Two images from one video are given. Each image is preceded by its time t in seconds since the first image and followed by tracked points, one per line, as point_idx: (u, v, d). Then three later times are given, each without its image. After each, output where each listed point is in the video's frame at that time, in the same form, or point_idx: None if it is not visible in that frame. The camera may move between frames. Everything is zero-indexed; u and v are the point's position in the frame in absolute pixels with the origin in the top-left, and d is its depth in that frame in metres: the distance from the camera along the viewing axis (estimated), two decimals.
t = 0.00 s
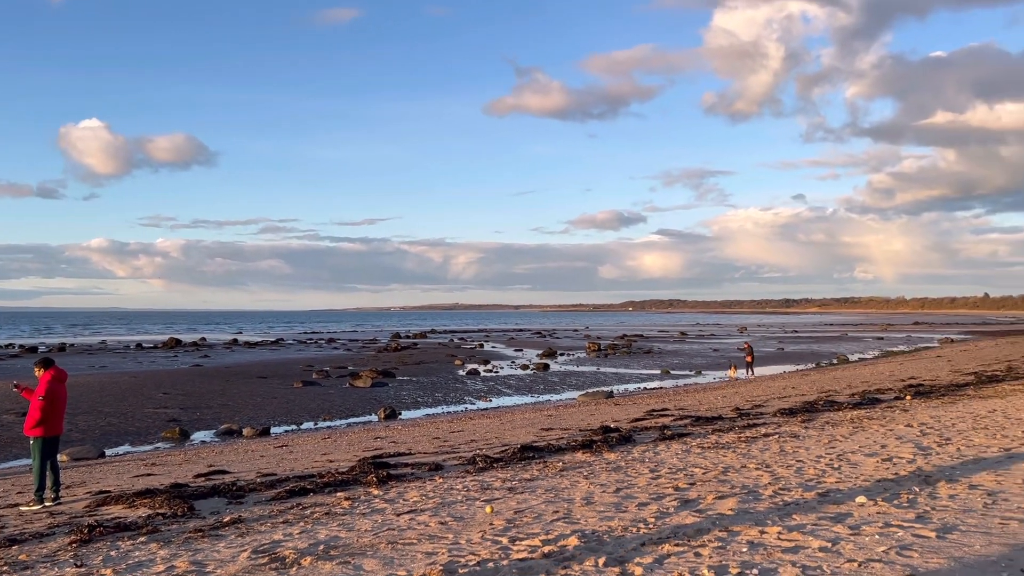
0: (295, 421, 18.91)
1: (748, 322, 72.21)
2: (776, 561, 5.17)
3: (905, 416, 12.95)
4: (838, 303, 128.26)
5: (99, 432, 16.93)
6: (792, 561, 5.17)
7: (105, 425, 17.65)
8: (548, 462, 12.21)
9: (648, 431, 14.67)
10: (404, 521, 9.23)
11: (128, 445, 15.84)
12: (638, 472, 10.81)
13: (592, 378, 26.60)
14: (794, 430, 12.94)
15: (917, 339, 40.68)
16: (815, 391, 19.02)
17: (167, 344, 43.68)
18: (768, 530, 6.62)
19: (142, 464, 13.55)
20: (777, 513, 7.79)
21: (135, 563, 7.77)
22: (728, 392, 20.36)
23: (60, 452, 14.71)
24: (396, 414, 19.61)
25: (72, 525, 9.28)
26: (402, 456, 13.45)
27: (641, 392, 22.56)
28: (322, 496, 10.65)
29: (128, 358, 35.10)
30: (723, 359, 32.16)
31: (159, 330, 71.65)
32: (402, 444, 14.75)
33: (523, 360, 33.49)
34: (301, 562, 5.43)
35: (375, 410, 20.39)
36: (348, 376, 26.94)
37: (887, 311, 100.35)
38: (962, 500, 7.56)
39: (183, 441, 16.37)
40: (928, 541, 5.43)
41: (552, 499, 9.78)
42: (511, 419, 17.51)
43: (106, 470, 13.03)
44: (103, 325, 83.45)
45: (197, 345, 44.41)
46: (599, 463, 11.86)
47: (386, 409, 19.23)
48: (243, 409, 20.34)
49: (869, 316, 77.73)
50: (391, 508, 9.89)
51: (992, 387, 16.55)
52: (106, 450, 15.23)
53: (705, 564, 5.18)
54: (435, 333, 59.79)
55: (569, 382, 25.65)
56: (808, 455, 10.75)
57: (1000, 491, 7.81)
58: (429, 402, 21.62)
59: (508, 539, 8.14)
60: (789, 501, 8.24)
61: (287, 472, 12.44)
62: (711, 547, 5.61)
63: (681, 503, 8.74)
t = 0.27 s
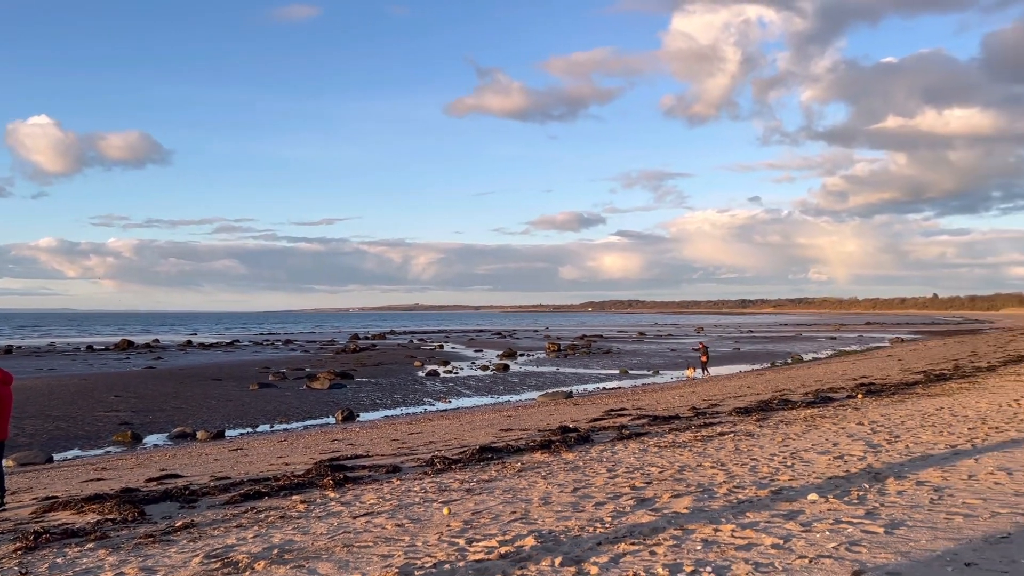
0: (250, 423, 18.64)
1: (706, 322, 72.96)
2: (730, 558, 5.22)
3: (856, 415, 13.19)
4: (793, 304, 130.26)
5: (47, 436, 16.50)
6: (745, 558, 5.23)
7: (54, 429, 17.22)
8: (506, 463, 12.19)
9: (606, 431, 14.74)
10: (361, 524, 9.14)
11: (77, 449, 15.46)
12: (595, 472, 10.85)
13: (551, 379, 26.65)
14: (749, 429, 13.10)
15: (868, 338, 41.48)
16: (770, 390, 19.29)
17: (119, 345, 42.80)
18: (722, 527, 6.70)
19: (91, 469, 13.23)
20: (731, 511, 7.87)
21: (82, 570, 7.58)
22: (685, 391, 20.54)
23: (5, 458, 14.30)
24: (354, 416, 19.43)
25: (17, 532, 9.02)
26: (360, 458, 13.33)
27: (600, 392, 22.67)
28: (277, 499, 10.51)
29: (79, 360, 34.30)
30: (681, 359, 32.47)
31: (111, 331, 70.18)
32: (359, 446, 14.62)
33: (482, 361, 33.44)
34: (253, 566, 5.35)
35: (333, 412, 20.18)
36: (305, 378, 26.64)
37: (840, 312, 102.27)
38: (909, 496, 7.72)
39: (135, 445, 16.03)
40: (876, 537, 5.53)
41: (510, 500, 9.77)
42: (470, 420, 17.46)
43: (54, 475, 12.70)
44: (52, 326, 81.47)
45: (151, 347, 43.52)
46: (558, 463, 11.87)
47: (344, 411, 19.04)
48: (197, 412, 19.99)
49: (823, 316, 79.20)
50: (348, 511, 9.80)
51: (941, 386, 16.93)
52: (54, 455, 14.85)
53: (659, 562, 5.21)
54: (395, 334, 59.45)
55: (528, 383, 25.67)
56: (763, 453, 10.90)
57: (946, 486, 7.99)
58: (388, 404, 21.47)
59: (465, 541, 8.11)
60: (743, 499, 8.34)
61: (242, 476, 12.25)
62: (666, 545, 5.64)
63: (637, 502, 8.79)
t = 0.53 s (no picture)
0: (204, 427, 18.32)
1: (664, 322, 73.56)
2: (682, 557, 5.26)
3: (808, 413, 13.42)
4: (748, 304, 132.12)
5: None
6: (698, 556, 5.27)
7: None
8: (463, 464, 12.15)
9: (563, 431, 14.78)
10: (315, 527, 9.03)
11: (22, 455, 15.04)
12: (552, 472, 10.87)
13: (510, 379, 26.65)
14: (704, 428, 13.24)
15: (821, 338, 42.31)
16: (725, 389, 19.54)
17: (68, 347, 41.80)
18: (676, 526, 6.75)
19: (37, 474, 12.87)
20: (685, 510, 7.93)
21: None
22: (642, 391, 20.70)
23: None
24: (311, 418, 19.21)
25: None
26: (315, 461, 13.17)
27: (559, 392, 22.75)
28: (229, 504, 10.34)
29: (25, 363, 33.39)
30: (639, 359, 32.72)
31: (60, 332, 68.53)
32: (315, 449, 14.45)
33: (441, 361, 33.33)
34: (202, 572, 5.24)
35: (288, 414, 19.93)
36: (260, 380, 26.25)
37: (795, 312, 103.96)
38: (858, 493, 7.86)
39: (83, 449, 15.65)
40: (825, 534, 5.62)
41: (466, 501, 9.74)
42: (428, 422, 17.37)
43: None
44: None
45: (101, 349, 42.54)
46: (515, 464, 11.87)
47: (300, 414, 18.81)
48: (148, 415, 19.59)
49: (777, 316, 80.46)
50: (302, 515, 9.68)
51: (890, 384, 17.31)
52: None
53: (613, 562, 5.23)
54: (353, 335, 58.98)
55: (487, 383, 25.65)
56: (717, 452, 11.02)
57: (893, 483, 8.16)
58: (345, 406, 21.27)
59: (420, 543, 8.06)
60: (697, 497, 8.43)
61: (194, 480, 12.03)
62: (620, 545, 5.67)
63: (593, 502, 8.83)
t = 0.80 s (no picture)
0: (155, 429, 17.96)
1: (621, 322, 74.06)
2: (635, 555, 5.30)
3: (761, 411, 13.63)
4: (705, 304, 133.27)
5: None
6: (651, 554, 5.31)
7: None
8: (420, 465, 12.10)
9: (521, 431, 14.81)
10: (267, 530, 8.91)
11: None
12: (509, 472, 10.87)
13: (468, 380, 26.58)
14: (659, 426, 13.37)
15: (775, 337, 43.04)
16: (681, 388, 19.75)
17: (14, 348, 40.69)
18: (630, 524, 6.79)
19: None
20: (640, 508, 7.99)
21: None
22: (599, 391, 20.81)
23: None
24: (265, 420, 18.96)
25: None
26: (269, 464, 12.99)
27: (517, 392, 22.79)
28: (180, 507, 10.15)
29: None
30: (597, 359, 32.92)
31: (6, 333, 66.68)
32: (269, 451, 14.26)
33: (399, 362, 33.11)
34: None
35: (243, 416, 19.64)
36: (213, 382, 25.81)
37: (750, 312, 105.41)
38: (808, 490, 8.00)
39: (29, 453, 15.23)
40: (775, 530, 5.70)
41: (422, 502, 9.69)
42: (385, 423, 17.26)
43: None
44: None
45: (48, 350, 41.47)
46: (472, 464, 11.85)
47: (254, 416, 18.53)
48: (97, 418, 19.14)
49: (733, 316, 81.51)
50: (254, 518, 9.54)
51: (840, 382, 17.67)
52: None
53: (568, 561, 5.24)
54: (310, 335, 58.39)
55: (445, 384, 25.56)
56: (672, 450, 11.13)
57: (842, 479, 8.32)
58: (300, 407, 21.02)
59: (375, 545, 8.00)
60: (651, 495, 8.50)
61: (144, 484, 11.79)
62: (575, 544, 5.69)
63: (549, 501, 8.85)
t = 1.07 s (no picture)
0: (104, 432, 17.55)
1: (580, 322, 74.38)
2: (589, 553, 5.31)
3: (716, 410, 13.78)
4: (663, 304, 134.55)
5: None
6: (604, 552, 5.33)
7: None
8: (376, 466, 12.00)
9: (478, 431, 14.77)
10: (218, 534, 8.76)
11: None
12: (466, 472, 10.84)
13: (426, 380, 26.44)
14: (616, 425, 13.44)
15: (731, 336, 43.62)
16: (638, 387, 19.89)
17: None
18: (584, 522, 6.81)
19: None
20: (595, 506, 8.02)
21: None
22: (557, 390, 20.87)
23: None
24: (219, 422, 18.65)
25: None
26: (222, 466, 12.78)
27: (475, 392, 22.74)
28: (129, 511, 9.93)
29: None
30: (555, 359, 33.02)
31: None
32: (222, 453, 14.04)
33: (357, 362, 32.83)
34: None
35: (196, 418, 19.30)
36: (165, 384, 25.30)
37: (707, 311, 106.62)
38: (759, 486, 8.11)
39: None
40: (727, 526, 5.76)
41: (377, 503, 9.61)
42: (341, 424, 17.10)
43: None
44: None
45: None
46: (428, 464, 11.79)
47: (207, 418, 18.22)
48: (44, 421, 18.65)
49: (690, 316, 82.32)
50: (205, 521, 9.37)
51: (793, 380, 17.95)
52: None
53: (521, 560, 5.24)
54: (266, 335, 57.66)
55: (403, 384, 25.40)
56: (628, 448, 11.21)
57: (792, 476, 8.45)
58: (255, 409, 20.72)
59: (328, 547, 7.91)
60: (606, 494, 8.54)
61: (92, 488, 11.51)
62: (529, 543, 5.69)
63: (504, 501, 8.84)
